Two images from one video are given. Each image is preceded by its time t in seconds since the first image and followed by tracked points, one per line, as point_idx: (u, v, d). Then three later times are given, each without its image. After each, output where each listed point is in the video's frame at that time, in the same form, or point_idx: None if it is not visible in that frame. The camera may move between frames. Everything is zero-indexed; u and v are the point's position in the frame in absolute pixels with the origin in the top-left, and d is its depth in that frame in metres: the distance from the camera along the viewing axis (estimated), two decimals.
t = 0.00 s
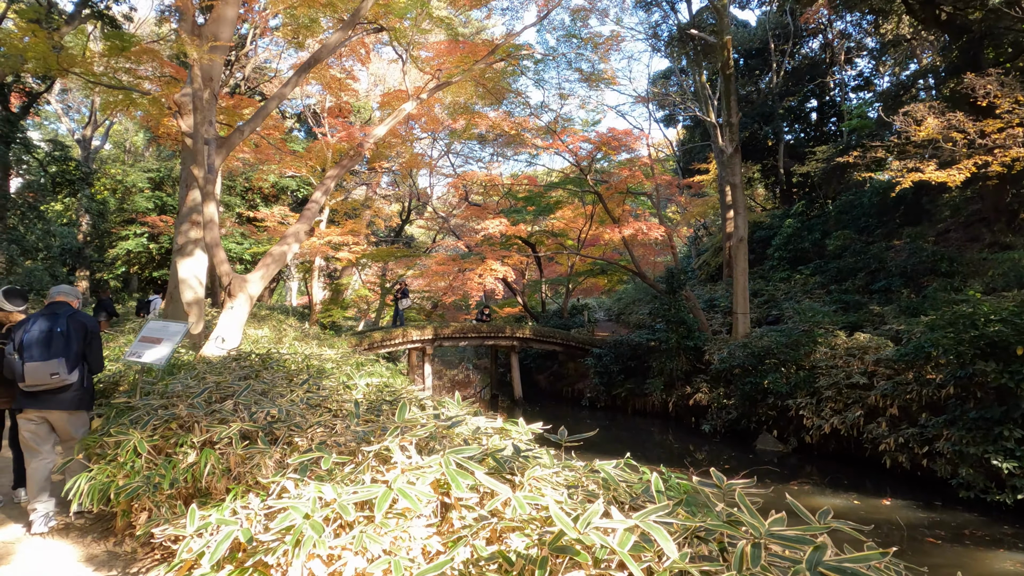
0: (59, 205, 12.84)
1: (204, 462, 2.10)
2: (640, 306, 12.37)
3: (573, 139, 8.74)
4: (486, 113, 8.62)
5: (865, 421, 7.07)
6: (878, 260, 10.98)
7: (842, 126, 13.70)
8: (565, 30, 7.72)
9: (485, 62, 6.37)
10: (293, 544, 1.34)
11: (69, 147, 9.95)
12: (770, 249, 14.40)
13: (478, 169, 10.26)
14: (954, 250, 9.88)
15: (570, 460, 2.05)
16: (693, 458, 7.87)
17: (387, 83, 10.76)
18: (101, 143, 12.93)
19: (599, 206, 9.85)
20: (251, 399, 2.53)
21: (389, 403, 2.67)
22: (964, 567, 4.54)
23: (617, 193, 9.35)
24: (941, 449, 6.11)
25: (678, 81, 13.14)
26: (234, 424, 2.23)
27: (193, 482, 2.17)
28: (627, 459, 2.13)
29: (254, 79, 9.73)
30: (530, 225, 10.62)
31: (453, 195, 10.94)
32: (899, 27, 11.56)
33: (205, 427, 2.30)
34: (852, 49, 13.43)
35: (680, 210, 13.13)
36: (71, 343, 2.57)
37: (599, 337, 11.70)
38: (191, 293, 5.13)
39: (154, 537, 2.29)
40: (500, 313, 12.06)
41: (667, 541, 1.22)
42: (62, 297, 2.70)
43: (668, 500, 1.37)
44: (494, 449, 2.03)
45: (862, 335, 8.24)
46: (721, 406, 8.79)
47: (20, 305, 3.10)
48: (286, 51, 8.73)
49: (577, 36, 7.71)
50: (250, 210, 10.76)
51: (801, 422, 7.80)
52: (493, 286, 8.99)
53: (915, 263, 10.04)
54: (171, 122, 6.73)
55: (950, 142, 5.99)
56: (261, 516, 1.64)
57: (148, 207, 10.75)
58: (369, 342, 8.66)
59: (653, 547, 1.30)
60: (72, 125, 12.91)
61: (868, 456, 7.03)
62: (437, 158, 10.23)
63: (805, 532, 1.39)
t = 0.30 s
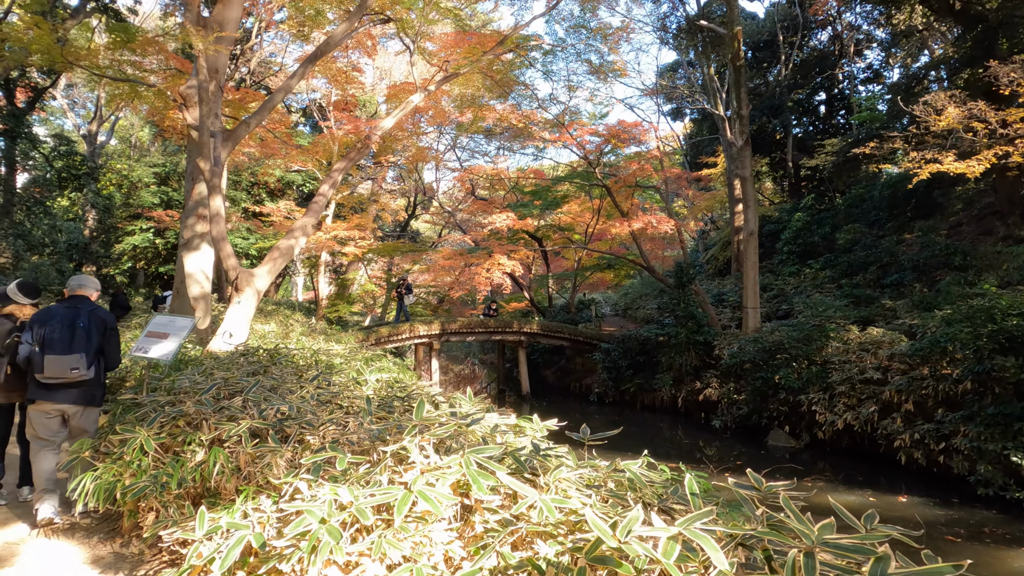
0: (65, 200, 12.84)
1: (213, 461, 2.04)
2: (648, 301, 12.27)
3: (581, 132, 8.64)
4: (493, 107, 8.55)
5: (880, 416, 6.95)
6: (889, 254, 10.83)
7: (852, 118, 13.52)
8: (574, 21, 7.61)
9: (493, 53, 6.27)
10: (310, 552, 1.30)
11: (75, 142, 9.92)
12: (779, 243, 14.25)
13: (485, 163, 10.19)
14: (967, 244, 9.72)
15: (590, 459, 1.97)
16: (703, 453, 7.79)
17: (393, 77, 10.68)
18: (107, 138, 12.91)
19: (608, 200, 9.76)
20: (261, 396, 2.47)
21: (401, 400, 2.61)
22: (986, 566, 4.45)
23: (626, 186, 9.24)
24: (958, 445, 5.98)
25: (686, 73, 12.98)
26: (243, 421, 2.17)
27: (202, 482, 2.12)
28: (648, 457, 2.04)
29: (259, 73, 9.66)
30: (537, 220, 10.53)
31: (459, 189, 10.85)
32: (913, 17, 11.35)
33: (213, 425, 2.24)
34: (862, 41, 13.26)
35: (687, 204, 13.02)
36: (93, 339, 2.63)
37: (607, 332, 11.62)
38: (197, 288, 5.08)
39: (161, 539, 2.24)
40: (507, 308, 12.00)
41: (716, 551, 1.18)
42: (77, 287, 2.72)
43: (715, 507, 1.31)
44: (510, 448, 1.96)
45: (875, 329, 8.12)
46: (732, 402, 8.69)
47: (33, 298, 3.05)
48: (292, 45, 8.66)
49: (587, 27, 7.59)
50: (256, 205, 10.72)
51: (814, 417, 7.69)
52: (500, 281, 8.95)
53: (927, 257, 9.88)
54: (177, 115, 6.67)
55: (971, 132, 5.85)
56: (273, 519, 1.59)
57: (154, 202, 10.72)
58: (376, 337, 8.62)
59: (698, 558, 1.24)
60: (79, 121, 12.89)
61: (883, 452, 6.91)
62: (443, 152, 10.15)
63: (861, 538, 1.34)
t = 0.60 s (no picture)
0: (70, 196, 12.79)
1: (228, 465, 1.97)
2: (655, 297, 12.18)
3: (591, 126, 8.53)
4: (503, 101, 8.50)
5: (896, 414, 6.83)
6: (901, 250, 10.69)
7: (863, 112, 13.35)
8: (585, 12, 7.48)
9: (503, 45, 6.16)
10: (341, 569, 1.28)
11: (80, 138, 9.87)
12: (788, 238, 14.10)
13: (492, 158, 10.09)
14: (982, 239, 9.59)
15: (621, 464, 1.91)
16: (714, 451, 7.71)
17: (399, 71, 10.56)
18: (111, 133, 12.85)
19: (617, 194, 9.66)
20: (275, 396, 2.41)
21: (417, 399, 2.54)
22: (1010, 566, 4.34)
23: (635, 181, 9.13)
24: (977, 444, 5.84)
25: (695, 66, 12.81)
26: (258, 423, 2.11)
27: (216, 486, 2.06)
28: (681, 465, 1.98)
29: (264, 67, 9.57)
30: (545, 215, 10.43)
31: (465, 184, 10.76)
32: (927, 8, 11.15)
33: (227, 427, 2.18)
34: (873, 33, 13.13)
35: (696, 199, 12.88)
36: (109, 333, 2.62)
37: (615, 328, 11.53)
38: (205, 284, 4.99)
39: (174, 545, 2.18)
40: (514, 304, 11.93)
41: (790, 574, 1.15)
42: (86, 281, 2.65)
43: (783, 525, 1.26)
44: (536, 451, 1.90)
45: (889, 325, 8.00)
46: (743, 399, 8.60)
47: (42, 295, 3.00)
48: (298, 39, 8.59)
49: (598, 19, 7.46)
50: (261, 200, 10.65)
51: (827, 415, 7.59)
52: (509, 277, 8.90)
53: (941, 252, 9.73)
54: (182, 108, 6.59)
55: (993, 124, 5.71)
56: (295, 530, 1.58)
57: (160, 198, 10.67)
58: (383, 334, 8.55)
59: None
60: (83, 116, 12.84)
61: (899, 450, 6.80)
62: (450, 146, 10.04)
63: (939, 555, 1.31)
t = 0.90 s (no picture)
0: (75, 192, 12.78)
1: (236, 467, 1.94)
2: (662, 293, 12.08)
3: (598, 120, 8.43)
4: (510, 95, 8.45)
5: (908, 412, 6.73)
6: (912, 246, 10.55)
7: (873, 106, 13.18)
8: (593, 4, 7.38)
9: (510, 38, 6.06)
10: None
11: (84, 133, 9.82)
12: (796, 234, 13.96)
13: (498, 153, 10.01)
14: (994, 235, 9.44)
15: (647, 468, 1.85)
16: (723, 449, 7.63)
17: (403, 66, 10.48)
18: (116, 128, 12.81)
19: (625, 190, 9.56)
20: (284, 396, 2.35)
21: (429, 398, 2.47)
22: None
23: (643, 176, 9.03)
24: (993, 442, 5.72)
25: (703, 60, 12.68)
26: (268, 424, 2.05)
27: (224, 489, 2.01)
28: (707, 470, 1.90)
29: (268, 62, 9.50)
30: (551, 210, 10.34)
31: (470, 180, 10.67)
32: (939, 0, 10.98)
33: (235, 427, 2.12)
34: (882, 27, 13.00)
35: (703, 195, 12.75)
36: (102, 331, 2.55)
37: (621, 325, 11.45)
38: (210, 279, 4.94)
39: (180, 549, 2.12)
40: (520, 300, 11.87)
41: None
42: (70, 270, 2.56)
43: (844, 541, 1.22)
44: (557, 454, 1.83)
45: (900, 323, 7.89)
46: (752, 396, 8.51)
47: (34, 292, 2.86)
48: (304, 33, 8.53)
49: (606, 11, 7.36)
50: (266, 195, 10.60)
51: (838, 413, 7.50)
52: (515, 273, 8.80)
53: (952, 248, 9.60)
54: (187, 102, 6.52)
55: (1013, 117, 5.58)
56: (309, 541, 1.55)
57: (164, 193, 10.63)
58: (388, 330, 8.48)
59: None
60: (88, 111, 12.80)
61: (913, 449, 6.70)
62: (455, 141, 9.96)
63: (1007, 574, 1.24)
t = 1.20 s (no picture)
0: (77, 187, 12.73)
1: (238, 471, 1.87)
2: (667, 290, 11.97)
3: (604, 114, 8.31)
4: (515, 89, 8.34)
5: (920, 410, 6.62)
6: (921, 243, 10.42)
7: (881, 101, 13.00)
8: None
9: (517, 30, 5.95)
10: None
11: (86, 127, 9.75)
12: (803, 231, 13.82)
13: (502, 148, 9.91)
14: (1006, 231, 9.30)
15: (670, 474, 1.78)
16: (731, 448, 7.54)
17: (406, 60, 10.37)
18: (118, 123, 12.75)
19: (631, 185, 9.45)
20: (287, 396, 2.26)
21: (437, 398, 2.39)
22: None
23: (649, 171, 8.91)
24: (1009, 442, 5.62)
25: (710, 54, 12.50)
26: (270, 426, 1.98)
27: (225, 494, 1.94)
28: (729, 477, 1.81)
29: (270, 56, 9.41)
30: (555, 206, 10.24)
31: (474, 175, 10.57)
32: None
33: (236, 429, 2.05)
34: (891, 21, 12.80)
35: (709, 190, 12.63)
36: (88, 327, 2.48)
37: (626, 321, 11.36)
38: (212, 275, 4.87)
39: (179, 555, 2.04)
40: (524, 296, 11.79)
41: None
42: (56, 265, 2.52)
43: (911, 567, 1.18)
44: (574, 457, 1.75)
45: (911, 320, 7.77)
46: (760, 394, 8.41)
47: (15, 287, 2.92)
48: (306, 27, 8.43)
49: (614, 4, 7.23)
50: (268, 191, 10.52)
51: (848, 411, 7.39)
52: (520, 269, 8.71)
53: (962, 245, 9.46)
54: (188, 95, 6.43)
55: None
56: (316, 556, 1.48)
57: (167, 188, 10.56)
58: (392, 326, 8.40)
59: None
60: (90, 107, 12.74)
61: (925, 449, 6.59)
62: (459, 136, 9.86)
63: None
